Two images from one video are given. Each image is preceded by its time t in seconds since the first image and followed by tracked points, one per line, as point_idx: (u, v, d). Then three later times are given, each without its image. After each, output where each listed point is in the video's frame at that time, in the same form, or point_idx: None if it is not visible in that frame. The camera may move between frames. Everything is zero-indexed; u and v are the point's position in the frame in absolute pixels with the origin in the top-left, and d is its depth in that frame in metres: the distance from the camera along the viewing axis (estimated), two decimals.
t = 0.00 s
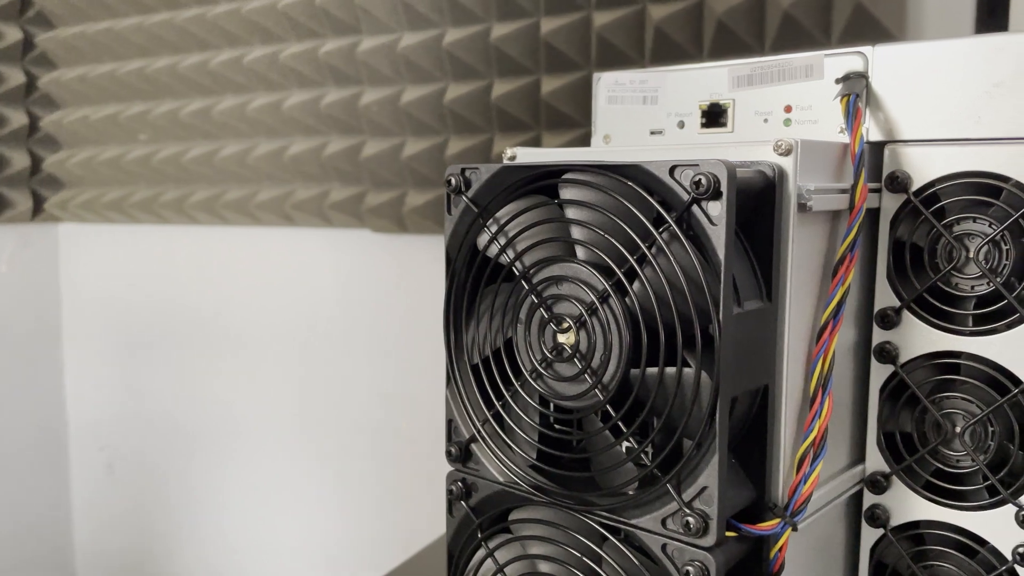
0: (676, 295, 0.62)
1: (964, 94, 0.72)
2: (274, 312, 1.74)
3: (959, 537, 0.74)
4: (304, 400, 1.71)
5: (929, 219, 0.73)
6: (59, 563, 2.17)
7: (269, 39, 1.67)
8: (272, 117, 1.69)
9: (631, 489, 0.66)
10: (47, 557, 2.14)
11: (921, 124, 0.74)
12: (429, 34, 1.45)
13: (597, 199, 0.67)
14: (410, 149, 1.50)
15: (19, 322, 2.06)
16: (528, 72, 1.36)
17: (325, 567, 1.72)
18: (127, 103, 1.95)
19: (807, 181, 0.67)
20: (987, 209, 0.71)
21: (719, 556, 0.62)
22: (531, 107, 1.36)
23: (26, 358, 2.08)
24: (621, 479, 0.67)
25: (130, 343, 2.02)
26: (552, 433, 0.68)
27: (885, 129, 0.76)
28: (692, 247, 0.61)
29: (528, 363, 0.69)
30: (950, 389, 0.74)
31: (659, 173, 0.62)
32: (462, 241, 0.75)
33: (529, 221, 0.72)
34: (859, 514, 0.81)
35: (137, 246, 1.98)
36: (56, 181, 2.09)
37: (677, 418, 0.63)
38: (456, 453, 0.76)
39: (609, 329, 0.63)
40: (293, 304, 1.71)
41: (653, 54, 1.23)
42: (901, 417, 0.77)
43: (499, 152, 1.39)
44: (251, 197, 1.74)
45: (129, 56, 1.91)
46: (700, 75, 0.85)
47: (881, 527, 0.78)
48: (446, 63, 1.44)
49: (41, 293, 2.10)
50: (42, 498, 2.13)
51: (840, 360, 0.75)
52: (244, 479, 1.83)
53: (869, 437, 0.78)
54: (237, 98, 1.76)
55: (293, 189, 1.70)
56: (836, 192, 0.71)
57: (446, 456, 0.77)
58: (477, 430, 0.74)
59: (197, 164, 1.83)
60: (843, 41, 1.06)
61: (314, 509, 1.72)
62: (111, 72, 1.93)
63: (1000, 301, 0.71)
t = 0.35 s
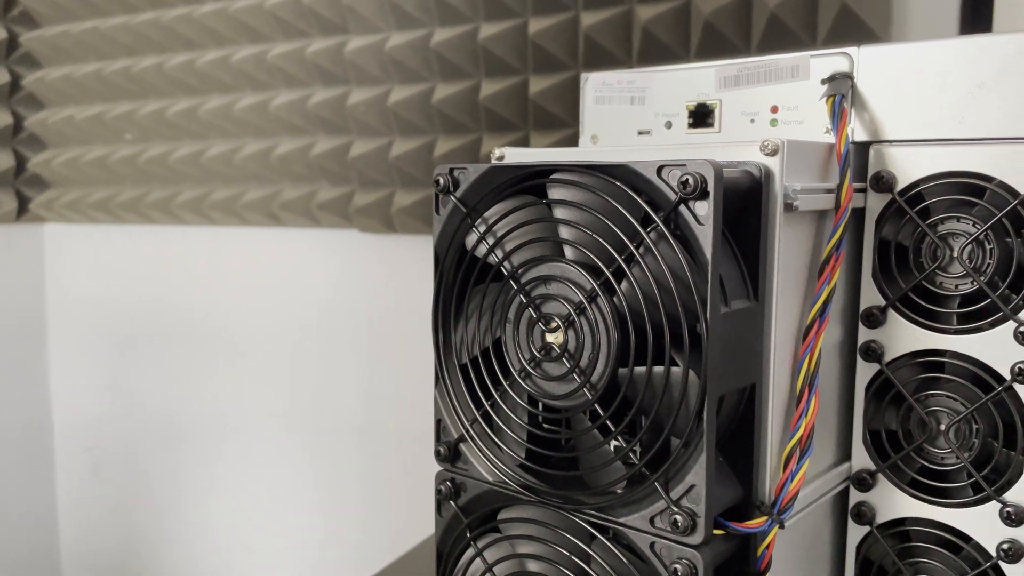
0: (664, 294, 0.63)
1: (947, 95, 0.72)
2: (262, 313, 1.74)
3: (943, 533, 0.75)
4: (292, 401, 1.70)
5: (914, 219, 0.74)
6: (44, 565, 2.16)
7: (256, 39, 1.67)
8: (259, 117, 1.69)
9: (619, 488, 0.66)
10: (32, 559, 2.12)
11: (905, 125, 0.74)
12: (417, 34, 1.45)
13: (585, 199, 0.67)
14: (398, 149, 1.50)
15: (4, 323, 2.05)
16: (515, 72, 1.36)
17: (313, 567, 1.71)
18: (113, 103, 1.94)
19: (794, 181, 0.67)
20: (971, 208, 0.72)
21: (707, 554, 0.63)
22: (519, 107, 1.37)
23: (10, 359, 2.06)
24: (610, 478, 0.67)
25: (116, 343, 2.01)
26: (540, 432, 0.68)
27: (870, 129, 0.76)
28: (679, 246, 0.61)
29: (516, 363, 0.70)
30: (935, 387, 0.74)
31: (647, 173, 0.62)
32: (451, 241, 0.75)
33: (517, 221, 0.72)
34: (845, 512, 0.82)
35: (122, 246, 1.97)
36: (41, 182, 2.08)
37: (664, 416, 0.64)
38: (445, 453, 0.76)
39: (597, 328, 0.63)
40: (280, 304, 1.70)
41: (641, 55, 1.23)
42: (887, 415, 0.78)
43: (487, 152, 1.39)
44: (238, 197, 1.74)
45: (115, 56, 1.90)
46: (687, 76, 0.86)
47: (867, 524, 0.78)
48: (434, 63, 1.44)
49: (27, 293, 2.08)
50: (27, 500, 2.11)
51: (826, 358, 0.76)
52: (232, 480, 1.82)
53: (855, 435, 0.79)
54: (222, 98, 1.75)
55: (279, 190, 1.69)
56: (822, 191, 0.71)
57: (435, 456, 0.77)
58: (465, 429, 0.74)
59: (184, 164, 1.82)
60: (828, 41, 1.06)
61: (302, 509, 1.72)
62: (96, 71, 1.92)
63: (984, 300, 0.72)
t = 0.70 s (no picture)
0: (650, 293, 0.63)
1: (928, 96, 0.73)
2: (248, 313, 1.73)
3: (926, 529, 0.75)
4: (278, 401, 1.70)
5: (896, 218, 0.75)
6: (27, 568, 2.14)
7: (240, 38, 1.66)
8: (245, 116, 1.68)
9: (605, 487, 0.66)
10: (14, 561, 2.11)
11: (887, 125, 0.75)
12: (402, 34, 1.45)
13: (571, 198, 0.67)
14: (383, 149, 1.50)
15: None
16: (501, 72, 1.36)
17: (301, 568, 1.71)
18: (96, 102, 1.92)
19: (777, 181, 0.68)
20: (952, 208, 0.72)
21: (692, 552, 0.63)
22: (505, 107, 1.37)
23: None
24: (596, 477, 0.68)
25: (99, 344, 1.99)
26: (527, 431, 0.68)
27: (853, 130, 0.77)
28: (665, 246, 0.61)
29: (503, 362, 0.70)
30: (918, 384, 0.75)
31: (633, 173, 0.63)
32: (437, 241, 0.75)
33: (503, 221, 0.72)
34: (829, 509, 0.83)
35: (106, 246, 1.95)
36: (23, 182, 2.06)
37: (650, 415, 0.64)
38: (432, 452, 0.76)
39: (584, 327, 0.64)
40: (266, 305, 1.70)
41: (626, 55, 1.24)
42: (869, 413, 0.78)
43: (473, 152, 1.39)
44: (223, 197, 1.73)
45: (97, 55, 1.89)
46: (672, 76, 0.86)
47: (851, 521, 0.79)
48: (419, 63, 1.44)
49: (8, 293, 2.06)
50: (9, 502, 2.09)
51: (810, 357, 0.76)
52: (218, 482, 1.81)
53: (839, 433, 0.80)
54: (207, 98, 1.74)
55: (264, 190, 1.69)
56: (806, 191, 0.72)
57: (422, 456, 0.77)
58: (452, 428, 0.74)
59: (168, 163, 1.81)
60: (811, 42, 1.07)
61: (288, 510, 1.71)
62: (78, 70, 1.90)
63: (965, 298, 0.72)
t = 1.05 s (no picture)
0: (636, 292, 0.63)
1: (911, 96, 0.74)
2: (234, 313, 1.72)
3: (909, 526, 0.76)
4: (266, 402, 1.69)
5: (880, 217, 0.75)
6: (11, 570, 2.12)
7: (225, 37, 1.65)
8: (230, 116, 1.67)
9: (592, 485, 0.67)
10: None
11: (871, 125, 0.76)
12: (388, 34, 1.45)
13: (558, 198, 0.68)
14: (370, 149, 1.50)
15: None
16: (487, 72, 1.36)
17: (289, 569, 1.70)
18: (79, 101, 1.91)
19: (762, 180, 0.68)
20: (934, 207, 0.73)
21: (679, 549, 0.63)
22: (492, 108, 1.37)
23: None
24: (582, 475, 0.68)
25: (83, 344, 1.98)
26: (514, 430, 0.68)
27: (836, 130, 0.78)
28: (651, 245, 0.62)
29: (490, 362, 0.70)
30: (901, 382, 0.76)
31: (619, 173, 0.63)
32: (424, 241, 0.75)
33: (490, 221, 0.72)
34: (813, 506, 0.83)
35: (89, 245, 1.94)
36: (5, 182, 2.05)
37: (637, 413, 0.64)
38: (419, 452, 0.76)
39: (571, 327, 0.64)
40: (253, 305, 1.69)
41: (612, 55, 1.24)
42: (853, 410, 0.79)
43: (459, 152, 1.39)
44: (208, 197, 1.73)
45: (81, 53, 1.88)
46: (658, 77, 0.87)
47: (835, 518, 0.80)
48: (405, 63, 1.44)
49: None
50: None
51: (795, 355, 0.77)
52: (206, 483, 1.80)
53: (823, 430, 0.80)
54: (191, 97, 1.73)
55: (249, 190, 1.68)
56: (790, 191, 0.72)
57: (409, 455, 0.77)
58: (440, 428, 0.74)
59: (153, 163, 1.80)
60: (795, 43, 1.08)
61: (276, 511, 1.70)
62: (62, 70, 1.89)
63: (947, 297, 0.73)
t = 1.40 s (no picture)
0: (621, 291, 0.64)
1: (891, 97, 0.75)
2: (218, 312, 1.71)
3: (890, 521, 0.77)
4: (251, 403, 1.68)
5: (861, 217, 0.76)
6: None
7: (208, 36, 1.65)
8: (213, 116, 1.67)
9: (577, 483, 0.67)
10: None
11: (852, 126, 0.77)
12: (372, 33, 1.45)
13: (543, 198, 0.68)
14: (354, 148, 1.49)
15: None
16: (471, 72, 1.36)
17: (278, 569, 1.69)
18: (59, 100, 1.90)
19: (745, 180, 0.69)
20: (914, 206, 0.74)
21: (663, 546, 0.64)
22: (476, 107, 1.37)
23: None
24: (567, 473, 0.68)
25: (64, 346, 1.96)
26: (499, 428, 0.69)
27: (818, 130, 0.79)
28: (634, 244, 0.62)
29: (476, 361, 0.70)
30: (882, 379, 0.77)
31: (603, 173, 0.63)
32: (409, 240, 0.75)
33: (475, 220, 0.72)
34: (796, 502, 0.84)
35: (70, 246, 1.92)
36: None
37: (621, 411, 0.65)
38: (404, 451, 0.76)
39: (555, 325, 0.64)
40: (237, 304, 1.68)
41: (595, 55, 1.25)
42: (834, 407, 0.80)
43: (444, 151, 1.39)
44: (191, 197, 1.72)
45: (61, 52, 1.86)
46: (641, 77, 0.87)
47: (817, 514, 0.81)
48: (389, 63, 1.44)
49: None
50: None
51: (777, 353, 0.78)
52: (193, 483, 1.79)
53: (806, 427, 0.81)
54: (173, 96, 1.72)
55: (232, 189, 1.67)
56: (772, 190, 0.73)
57: (394, 455, 0.77)
58: (425, 427, 0.75)
59: (135, 163, 1.79)
60: (777, 44, 1.09)
61: (264, 512, 1.69)
62: (42, 68, 1.88)
63: (927, 295, 0.74)
